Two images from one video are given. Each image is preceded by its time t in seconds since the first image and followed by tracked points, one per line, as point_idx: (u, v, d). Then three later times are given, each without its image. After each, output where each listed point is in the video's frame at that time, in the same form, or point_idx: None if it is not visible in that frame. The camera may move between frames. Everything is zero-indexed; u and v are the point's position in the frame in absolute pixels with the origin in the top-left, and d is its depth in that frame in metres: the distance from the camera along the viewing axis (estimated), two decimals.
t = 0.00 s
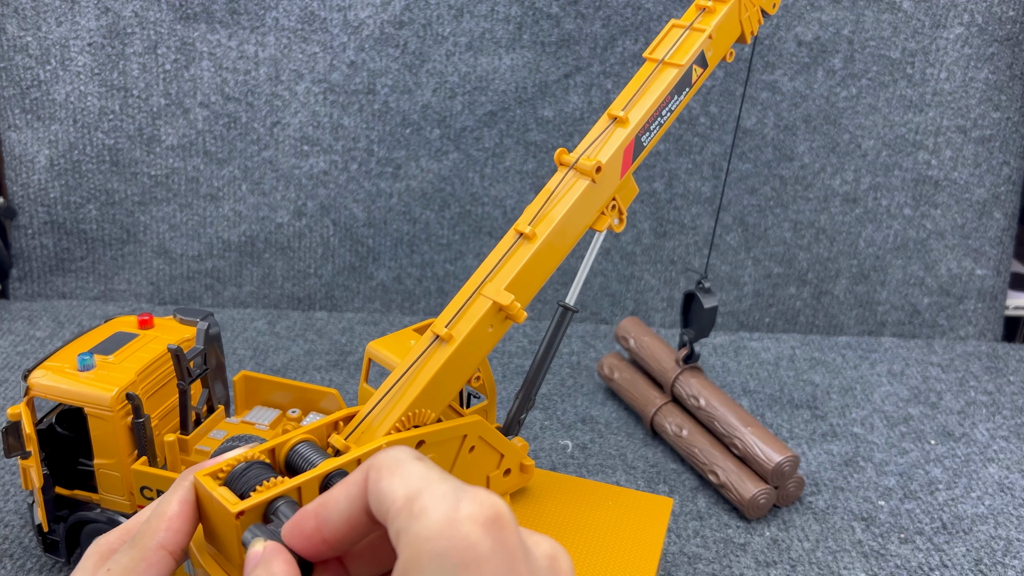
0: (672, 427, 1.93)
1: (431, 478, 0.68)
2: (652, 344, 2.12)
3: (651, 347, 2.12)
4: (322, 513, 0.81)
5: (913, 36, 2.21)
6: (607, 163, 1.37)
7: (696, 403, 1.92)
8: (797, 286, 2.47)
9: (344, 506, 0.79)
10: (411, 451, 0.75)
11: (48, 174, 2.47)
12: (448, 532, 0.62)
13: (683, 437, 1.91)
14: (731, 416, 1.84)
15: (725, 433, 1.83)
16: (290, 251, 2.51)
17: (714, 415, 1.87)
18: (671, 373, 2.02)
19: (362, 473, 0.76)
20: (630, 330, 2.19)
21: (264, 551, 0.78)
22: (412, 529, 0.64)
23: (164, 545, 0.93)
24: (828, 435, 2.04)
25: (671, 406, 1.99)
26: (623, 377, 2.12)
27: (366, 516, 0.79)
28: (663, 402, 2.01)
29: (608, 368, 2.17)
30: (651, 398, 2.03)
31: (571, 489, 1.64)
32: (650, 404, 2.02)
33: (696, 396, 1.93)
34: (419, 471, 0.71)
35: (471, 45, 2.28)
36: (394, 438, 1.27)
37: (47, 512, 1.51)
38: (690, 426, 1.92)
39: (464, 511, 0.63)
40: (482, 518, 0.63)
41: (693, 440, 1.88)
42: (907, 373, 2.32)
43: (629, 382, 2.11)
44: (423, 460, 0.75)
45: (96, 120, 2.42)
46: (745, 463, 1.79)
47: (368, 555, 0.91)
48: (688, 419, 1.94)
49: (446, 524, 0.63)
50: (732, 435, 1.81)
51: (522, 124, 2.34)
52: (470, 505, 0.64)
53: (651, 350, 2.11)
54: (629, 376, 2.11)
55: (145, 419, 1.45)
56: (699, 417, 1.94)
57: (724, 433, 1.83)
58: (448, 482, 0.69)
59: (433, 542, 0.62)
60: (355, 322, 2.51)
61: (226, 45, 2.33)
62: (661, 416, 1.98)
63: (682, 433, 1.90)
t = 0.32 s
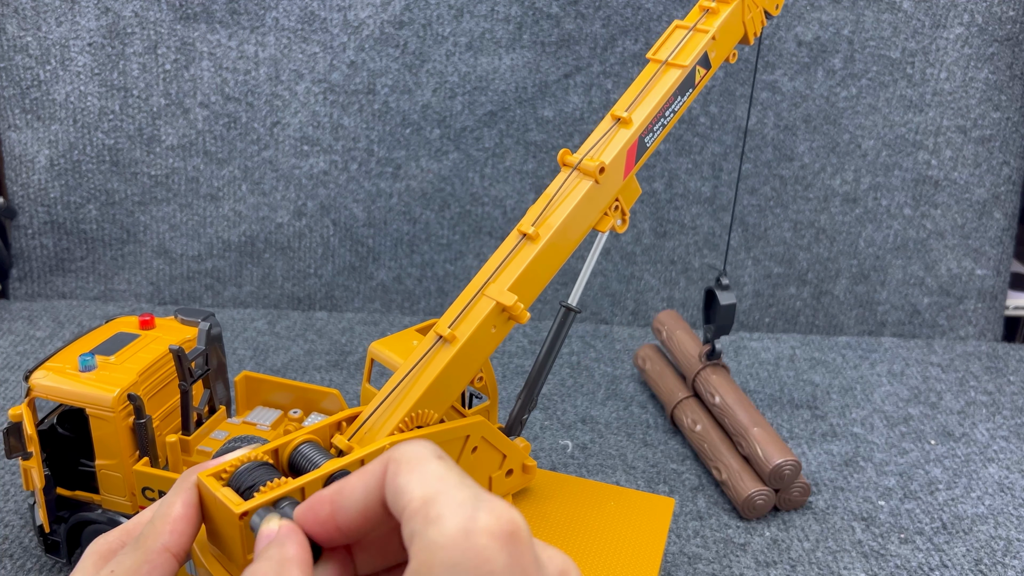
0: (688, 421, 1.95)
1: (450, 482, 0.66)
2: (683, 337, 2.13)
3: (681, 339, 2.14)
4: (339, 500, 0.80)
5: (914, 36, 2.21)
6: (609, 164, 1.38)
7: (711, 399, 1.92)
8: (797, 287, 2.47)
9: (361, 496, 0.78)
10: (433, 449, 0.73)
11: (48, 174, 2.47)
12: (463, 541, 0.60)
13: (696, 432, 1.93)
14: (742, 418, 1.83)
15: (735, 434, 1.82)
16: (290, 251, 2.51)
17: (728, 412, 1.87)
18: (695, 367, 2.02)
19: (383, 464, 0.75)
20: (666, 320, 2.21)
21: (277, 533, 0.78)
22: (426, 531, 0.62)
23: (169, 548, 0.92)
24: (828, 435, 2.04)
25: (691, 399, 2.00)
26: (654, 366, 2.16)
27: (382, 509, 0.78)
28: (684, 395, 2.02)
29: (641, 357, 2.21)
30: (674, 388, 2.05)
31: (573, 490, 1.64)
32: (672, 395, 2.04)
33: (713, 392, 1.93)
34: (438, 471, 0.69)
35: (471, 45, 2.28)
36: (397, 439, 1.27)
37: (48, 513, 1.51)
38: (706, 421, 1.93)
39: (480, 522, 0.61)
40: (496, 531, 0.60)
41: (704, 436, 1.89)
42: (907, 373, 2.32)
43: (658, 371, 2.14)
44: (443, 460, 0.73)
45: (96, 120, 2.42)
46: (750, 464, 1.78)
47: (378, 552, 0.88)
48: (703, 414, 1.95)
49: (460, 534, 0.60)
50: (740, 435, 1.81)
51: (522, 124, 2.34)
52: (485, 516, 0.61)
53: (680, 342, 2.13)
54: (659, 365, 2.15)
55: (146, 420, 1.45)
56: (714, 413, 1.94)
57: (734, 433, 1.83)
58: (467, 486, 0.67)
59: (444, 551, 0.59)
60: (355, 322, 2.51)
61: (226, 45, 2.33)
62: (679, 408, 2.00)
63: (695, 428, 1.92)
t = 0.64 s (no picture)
0: (687, 382, 1.93)
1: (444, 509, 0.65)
2: (673, 288, 2.00)
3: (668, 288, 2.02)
4: (360, 543, 0.75)
5: (914, 36, 2.21)
6: (605, 164, 1.37)
7: (718, 364, 1.89)
8: (797, 287, 2.47)
9: (379, 537, 0.73)
10: (435, 477, 0.71)
11: (48, 174, 2.47)
12: (454, 562, 0.60)
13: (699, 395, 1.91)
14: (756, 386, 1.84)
15: (749, 404, 1.83)
16: (290, 251, 2.51)
17: (738, 380, 1.85)
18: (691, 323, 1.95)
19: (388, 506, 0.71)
20: (647, 264, 2.05)
21: None
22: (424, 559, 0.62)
23: (167, 554, 0.91)
24: (828, 435, 2.04)
25: (687, 357, 1.96)
26: (637, 314, 2.05)
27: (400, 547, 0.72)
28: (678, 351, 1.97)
29: (619, 303, 2.09)
30: (666, 343, 1.99)
31: (571, 490, 1.64)
32: (664, 351, 1.98)
33: (719, 356, 1.89)
34: (438, 499, 0.67)
35: (471, 45, 2.28)
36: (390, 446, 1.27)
37: (47, 515, 1.51)
38: (707, 383, 1.91)
39: (469, 543, 0.61)
40: (486, 549, 0.60)
41: (712, 403, 1.87)
42: (907, 373, 2.32)
43: (643, 321, 2.05)
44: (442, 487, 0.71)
45: (96, 120, 2.42)
46: (765, 434, 1.81)
47: None
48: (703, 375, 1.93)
49: (451, 555, 0.61)
50: (755, 406, 1.81)
51: (522, 124, 2.34)
52: (474, 538, 0.61)
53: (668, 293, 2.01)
54: (645, 314, 2.05)
55: (142, 423, 1.44)
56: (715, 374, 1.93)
57: (746, 402, 1.84)
58: (461, 513, 0.66)
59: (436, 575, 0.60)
60: (355, 322, 2.51)
61: (226, 45, 2.33)
62: (675, 367, 1.96)
63: (700, 392, 1.90)
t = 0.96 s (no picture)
0: (717, 339, 1.92)
1: (466, 432, 0.62)
2: (677, 251, 1.98)
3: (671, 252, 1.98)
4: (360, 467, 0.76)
5: (914, 36, 2.21)
6: (611, 164, 1.38)
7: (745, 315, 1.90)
8: (797, 287, 2.47)
9: (380, 462, 0.74)
10: (448, 406, 0.68)
11: (48, 174, 2.47)
12: (484, 486, 0.56)
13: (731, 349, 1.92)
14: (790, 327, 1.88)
15: (789, 347, 1.87)
16: (290, 251, 2.51)
17: (771, 326, 1.88)
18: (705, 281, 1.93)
19: (396, 428, 0.70)
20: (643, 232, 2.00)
21: (300, 503, 0.76)
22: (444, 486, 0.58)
23: (169, 551, 0.93)
24: (828, 435, 2.04)
25: (708, 315, 1.95)
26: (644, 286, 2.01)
27: (403, 471, 0.74)
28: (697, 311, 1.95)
29: (621, 279, 2.05)
30: (682, 308, 1.96)
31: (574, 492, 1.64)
32: (682, 315, 1.96)
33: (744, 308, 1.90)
34: (456, 428, 0.63)
35: (471, 45, 2.28)
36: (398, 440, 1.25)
37: (49, 514, 1.51)
38: (736, 337, 1.92)
39: (498, 469, 0.57)
40: (519, 474, 0.57)
41: (750, 355, 1.89)
42: (907, 373, 2.32)
43: (651, 292, 2.01)
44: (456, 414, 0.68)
45: (96, 120, 2.42)
46: (808, 372, 1.87)
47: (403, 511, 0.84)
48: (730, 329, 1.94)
49: (480, 481, 0.57)
50: (794, 346, 1.86)
51: (522, 124, 2.34)
52: (504, 465, 0.57)
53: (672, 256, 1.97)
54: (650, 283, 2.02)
55: (147, 422, 1.44)
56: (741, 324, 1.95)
57: (784, 345, 1.87)
58: (484, 438, 0.62)
59: (466, 498, 0.56)
60: (355, 322, 2.51)
61: (226, 45, 2.33)
62: (698, 328, 1.94)
63: (733, 346, 1.90)
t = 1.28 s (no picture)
0: (726, 274, 1.91)
1: (380, 494, 0.55)
2: (673, 190, 1.92)
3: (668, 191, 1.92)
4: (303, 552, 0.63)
5: (914, 36, 2.21)
6: (601, 163, 1.37)
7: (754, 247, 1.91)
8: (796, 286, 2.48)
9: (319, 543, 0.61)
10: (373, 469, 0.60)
11: (48, 174, 2.47)
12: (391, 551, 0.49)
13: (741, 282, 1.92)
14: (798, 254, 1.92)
15: (800, 274, 1.91)
16: (290, 251, 2.51)
17: (780, 256, 1.90)
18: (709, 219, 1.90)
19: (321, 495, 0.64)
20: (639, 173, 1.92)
21: None
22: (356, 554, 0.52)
23: (166, 552, 0.89)
24: (828, 435, 2.05)
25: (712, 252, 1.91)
26: (641, 229, 1.91)
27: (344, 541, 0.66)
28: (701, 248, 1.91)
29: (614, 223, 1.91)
30: (686, 248, 1.91)
31: (570, 491, 1.63)
32: (687, 255, 1.90)
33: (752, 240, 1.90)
34: (379, 488, 0.56)
35: (471, 45, 2.28)
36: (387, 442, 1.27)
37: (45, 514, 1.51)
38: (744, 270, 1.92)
39: (405, 526, 0.51)
40: (424, 530, 0.50)
41: (762, 286, 1.91)
42: (907, 373, 2.32)
43: (650, 234, 1.91)
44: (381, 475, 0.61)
45: (96, 120, 2.42)
46: (818, 295, 1.93)
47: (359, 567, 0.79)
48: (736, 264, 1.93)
49: (388, 541, 0.51)
50: (807, 272, 1.90)
51: (522, 124, 2.35)
52: (411, 521, 0.51)
53: (671, 195, 1.91)
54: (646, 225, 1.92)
55: (139, 422, 1.44)
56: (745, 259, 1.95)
57: (796, 273, 1.91)
58: (404, 496, 0.56)
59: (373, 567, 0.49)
60: (355, 322, 2.51)
61: (226, 45, 2.33)
62: (705, 266, 1.91)
63: (745, 280, 1.90)
